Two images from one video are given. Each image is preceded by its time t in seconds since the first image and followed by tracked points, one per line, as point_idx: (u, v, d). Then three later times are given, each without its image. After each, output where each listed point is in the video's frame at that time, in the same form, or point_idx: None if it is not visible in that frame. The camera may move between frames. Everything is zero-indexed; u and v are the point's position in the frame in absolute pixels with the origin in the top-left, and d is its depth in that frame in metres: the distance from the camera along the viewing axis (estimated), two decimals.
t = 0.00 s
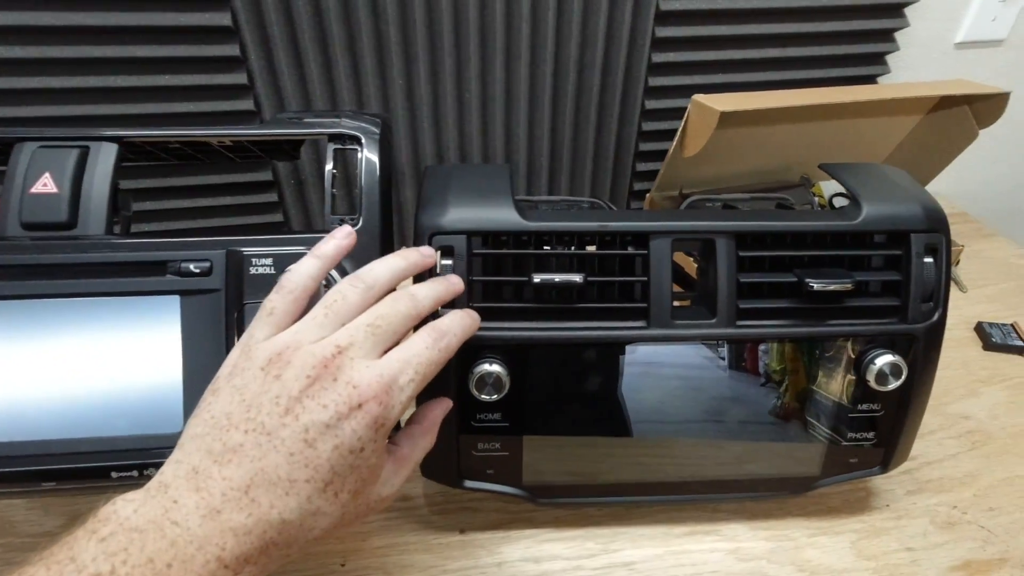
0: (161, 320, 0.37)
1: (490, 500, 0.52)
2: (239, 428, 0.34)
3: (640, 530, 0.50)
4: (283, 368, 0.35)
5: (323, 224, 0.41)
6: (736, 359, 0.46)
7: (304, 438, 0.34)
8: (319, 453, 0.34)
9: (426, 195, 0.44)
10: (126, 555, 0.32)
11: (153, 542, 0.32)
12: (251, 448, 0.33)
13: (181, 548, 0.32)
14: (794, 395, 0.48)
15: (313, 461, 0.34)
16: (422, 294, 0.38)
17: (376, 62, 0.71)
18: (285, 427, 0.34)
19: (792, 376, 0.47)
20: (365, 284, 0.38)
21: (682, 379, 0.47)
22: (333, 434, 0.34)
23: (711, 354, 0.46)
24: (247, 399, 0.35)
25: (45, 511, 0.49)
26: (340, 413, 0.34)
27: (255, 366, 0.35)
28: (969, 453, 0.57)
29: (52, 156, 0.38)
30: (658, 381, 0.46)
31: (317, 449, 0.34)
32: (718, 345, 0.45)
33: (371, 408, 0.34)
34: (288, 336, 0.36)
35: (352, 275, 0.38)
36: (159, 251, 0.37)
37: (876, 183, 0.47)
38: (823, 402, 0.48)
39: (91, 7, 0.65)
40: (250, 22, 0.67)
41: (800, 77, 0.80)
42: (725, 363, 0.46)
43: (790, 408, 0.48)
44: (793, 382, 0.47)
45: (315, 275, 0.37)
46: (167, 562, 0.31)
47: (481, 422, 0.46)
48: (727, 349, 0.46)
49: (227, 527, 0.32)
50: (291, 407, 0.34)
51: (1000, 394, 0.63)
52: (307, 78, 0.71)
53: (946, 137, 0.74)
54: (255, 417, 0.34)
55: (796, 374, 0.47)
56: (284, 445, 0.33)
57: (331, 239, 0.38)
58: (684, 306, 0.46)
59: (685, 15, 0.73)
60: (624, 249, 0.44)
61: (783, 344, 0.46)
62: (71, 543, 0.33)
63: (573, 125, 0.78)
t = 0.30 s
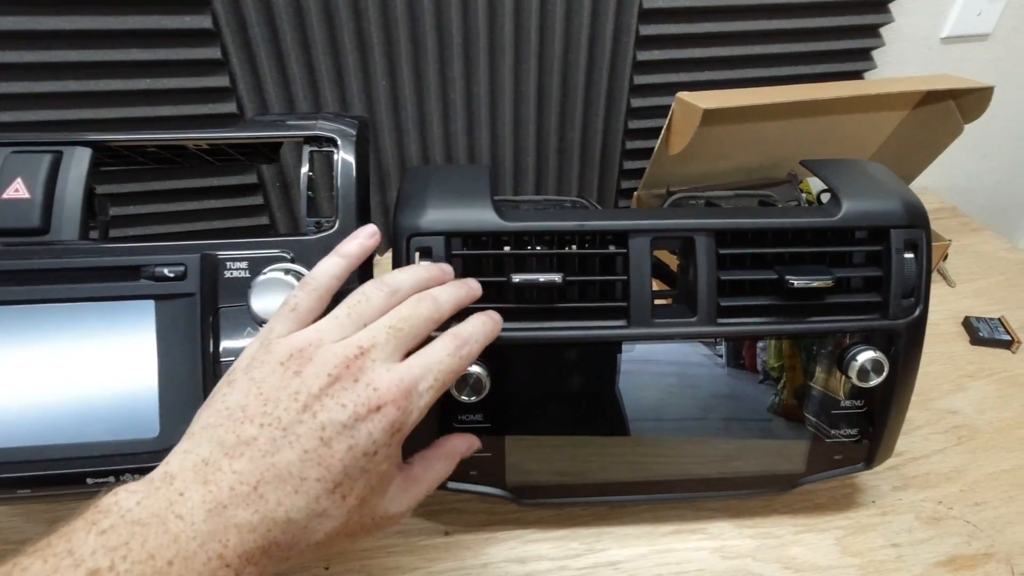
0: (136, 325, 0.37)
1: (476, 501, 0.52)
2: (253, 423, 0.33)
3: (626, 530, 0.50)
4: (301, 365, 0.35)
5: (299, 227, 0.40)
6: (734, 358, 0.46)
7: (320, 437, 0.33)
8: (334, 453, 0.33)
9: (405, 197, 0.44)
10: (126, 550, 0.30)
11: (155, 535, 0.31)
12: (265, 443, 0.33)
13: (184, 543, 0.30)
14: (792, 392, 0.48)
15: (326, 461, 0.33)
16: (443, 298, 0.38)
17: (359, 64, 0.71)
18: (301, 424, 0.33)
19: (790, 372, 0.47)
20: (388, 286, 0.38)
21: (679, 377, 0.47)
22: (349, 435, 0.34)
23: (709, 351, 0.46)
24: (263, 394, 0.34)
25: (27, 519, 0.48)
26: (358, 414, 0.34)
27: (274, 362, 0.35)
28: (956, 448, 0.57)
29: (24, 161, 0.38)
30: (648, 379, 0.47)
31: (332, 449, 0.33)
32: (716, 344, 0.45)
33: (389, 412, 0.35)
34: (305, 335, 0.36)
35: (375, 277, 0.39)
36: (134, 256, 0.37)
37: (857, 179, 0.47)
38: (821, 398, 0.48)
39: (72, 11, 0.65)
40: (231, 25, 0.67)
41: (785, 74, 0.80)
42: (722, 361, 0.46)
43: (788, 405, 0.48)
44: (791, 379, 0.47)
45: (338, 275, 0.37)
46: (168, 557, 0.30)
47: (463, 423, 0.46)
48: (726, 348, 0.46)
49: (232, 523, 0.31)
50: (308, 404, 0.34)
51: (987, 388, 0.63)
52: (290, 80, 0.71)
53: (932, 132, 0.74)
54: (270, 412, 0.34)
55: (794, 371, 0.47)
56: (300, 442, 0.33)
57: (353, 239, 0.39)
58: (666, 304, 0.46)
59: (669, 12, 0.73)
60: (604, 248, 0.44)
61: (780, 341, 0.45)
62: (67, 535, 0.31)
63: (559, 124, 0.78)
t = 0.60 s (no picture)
0: (104, 332, 0.36)
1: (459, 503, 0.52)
2: (345, 417, 0.35)
3: (607, 531, 0.50)
4: (387, 364, 0.37)
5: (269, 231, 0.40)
6: (733, 356, 0.46)
7: (408, 433, 0.35)
8: (420, 449, 0.35)
9: (381, 199, 0.44)
10: (230, 533, 0.31)
11: (255, 521, 0.31)
12: (357, 437, 0.34)
13: (283, 531, 0.31)
14: (791, 390, 0.47)
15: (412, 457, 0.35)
16: (513, 284, 0.39)
17: (339, 67, 0.71)
18: (390, 420, 0.35)
19: (790, 370, 0.47)
20: (460, 283, 0.39)
21: (677, 375, 0.46)
22: (434, 432, 0.35)
23: (708, 349, 0.45)
24: (351, 392, 0.36)
25: (7, 526, 0.48)
26: (443, 412, 0.35)
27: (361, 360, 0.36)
28: (941, 444, 0.57)
29: None
30: (630, 381, 0.46)
31: (419, 445, 0.35)
32: (715, 342, 0.45)
33: (471, 411, 0.36)
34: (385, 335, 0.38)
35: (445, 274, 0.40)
36: (102, 262, 0.37)
37: (834, 176, 0.47)
38: (821, 393, 0.47)
39: (49, 15, 0.65)
40: (208, 28, 0.67)
41: (771, 70, 0.80)
42: (720, 359, 0.46)
43: (787, 402, 0.48)
44: (790, 377, 0.47)
45: (412, 281, 0.39)
46: (268, 543, 0.30)
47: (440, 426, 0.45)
48: (724, 347, 0.45)
49: (329, 513, 0.32)
50: (397, 401, 0.35)
51: (972, 384, 0.63)
52: (269, 83, 0.70)
53: (917, 128, 0.74)
54: (360, 408, 0.35)
55: (795, 368, 0.47)
56: (389, 437, 0.34)
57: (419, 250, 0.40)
58: (644, 304, 0.46)
59: (651, 9, 0.73)
60: (580, 248, 0.43)
61: (777, 338, 0.45)
62: (179, 513, 0.31)
63: (540, 125, 0.79)
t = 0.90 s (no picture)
0: (60, 340, 0.36)
1: (432, 506, 0.52)
2: (257, 353, 0.34)
3: (582, 532, 0.50)
4: (303, 300, 0.35)
5: (229, 235, 0.40)
6: (727, 354, 0.46)
7: (323, 368, 0.34)
8: (336, 382, 0.34)
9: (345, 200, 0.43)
10: (135, 470, 0.31)
11: (163, 459, 0.31)
12: (269, 372, 0.33)
13: (193, 466, 0.31)
14: (786, 388, 0.47)
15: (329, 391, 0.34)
16: (433, 241, 0.38)
17: (311, 69, 0.71)
18: (304, 354, 0.34)
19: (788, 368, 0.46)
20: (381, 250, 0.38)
21: (674, 373, 0.46)
22: (350, 367, 0.34)
23: (704, 347, 0.45)
24: (265, 327, 0.35)
25: None
26: (359, 346, 0.35)
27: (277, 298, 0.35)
28: (917, 440, 0.57)
29: None
30: (605, 381, 0.46)
31: (334, 379, 0.34)
32: (710, 339, 0.45)
33: (389, 345, 0.35)
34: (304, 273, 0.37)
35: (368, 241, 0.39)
36: (55, 268, 0.36)
37: (803, 172, 0.47)
38: (815, 390, 0.47)
39: (14, 19, 0.64)
40: (177, 31, 0.66)
41: (748, 66, 0.80)
42: (716, 356, 0.46)
43: (781, 398, 0.47)
44: (787, 375, 0.46)
45: (335, 224, 0.39)
46: (177, 479, 0.31)
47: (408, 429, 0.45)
48: (719, 345, 0.45)
49: (240, 448, 0.32)
50: (311, 335, 0.34)
51: (949, 378, 0.63)
52: (241, 86, 0.70)
53: (894, 122, 0.74)
54: (273, 343, 0.34)
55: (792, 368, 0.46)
56: (303, 371, 0.34)
57: (347, 193, 0.40)
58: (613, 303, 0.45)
59: (626, 6, 0.73)
60: (547, 248, 0.43)
61: (772, 334, 0.45)
62: (78, 454, 0.32)
63: (516, 126, 0.79)
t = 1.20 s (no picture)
0: (53, 347, 0.36)
1: (429, 507, 0.52)
2: (229, 359, 0.34)
3: (578, 531, 0.50)
4: (281, 309, 0.35)
5: (222, 238, 0.40)
6: (724, 351, 0.46)
7: (294, 379, 0.34)
8: (306, 395, 0.34)
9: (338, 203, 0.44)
10: (92, 474, 0.30)
11: (122, 462, 0.30)
12: (239, 378, 0.33)
13: (152, 469, 0.30)
14: (782, 384, 0.47)
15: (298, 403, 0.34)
16: (417, 260, 0.39)
17: (304, 71, 0.70)
18: (277, 363, 0.34)
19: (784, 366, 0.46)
20: (361, 259, 0.39)
21: (672, 372, 0.46)
22: (322, 380, 0.34)
23: (701, 345, 0.45)
24: (240, 334, 0.35)
25: None
26: (332, 359, 0.35)
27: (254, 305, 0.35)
28: (912, 436, 0.57)
29: None
30: (600, 381, 0.46)
31: (305, 391, 0.34)
32: (706, 337, 0.45)
33: (361, 361, 0.35)
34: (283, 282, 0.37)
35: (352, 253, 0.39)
36: (48, 274, 0.36)
37: (795, 171, 0.47)
38: (814, 387, 0.47)
39: (4, 24, 0.64)
40: (169, 34, 0.66)
41: (740, 65, 0.80)
42: (714, 354, 0.46)
43: (779, 394, 0.48)
44: (783, 372, 0.47)
45: (325, 238, 0.38)
46: (136, 483, 0.30)
47: (404, 431, 0.45)
48: (716, 343, 0.45)
49: (202, 453, 0.31)
50: (285, 345, 0.34)
51: (943, 374, 0.64)
52: (234, 89, 0.70)
53: (886, 120, 0.74)
54: (246, 350, 0.34)
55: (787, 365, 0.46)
56: (273, 381, 0.33)
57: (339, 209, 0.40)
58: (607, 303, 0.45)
59: (618, 6, 0.73)
60: (540, 249, 0.43)
61: (770, 331, 0.45)
62: (31, 459, 0.31)
63: (510, 126, 0.79)
